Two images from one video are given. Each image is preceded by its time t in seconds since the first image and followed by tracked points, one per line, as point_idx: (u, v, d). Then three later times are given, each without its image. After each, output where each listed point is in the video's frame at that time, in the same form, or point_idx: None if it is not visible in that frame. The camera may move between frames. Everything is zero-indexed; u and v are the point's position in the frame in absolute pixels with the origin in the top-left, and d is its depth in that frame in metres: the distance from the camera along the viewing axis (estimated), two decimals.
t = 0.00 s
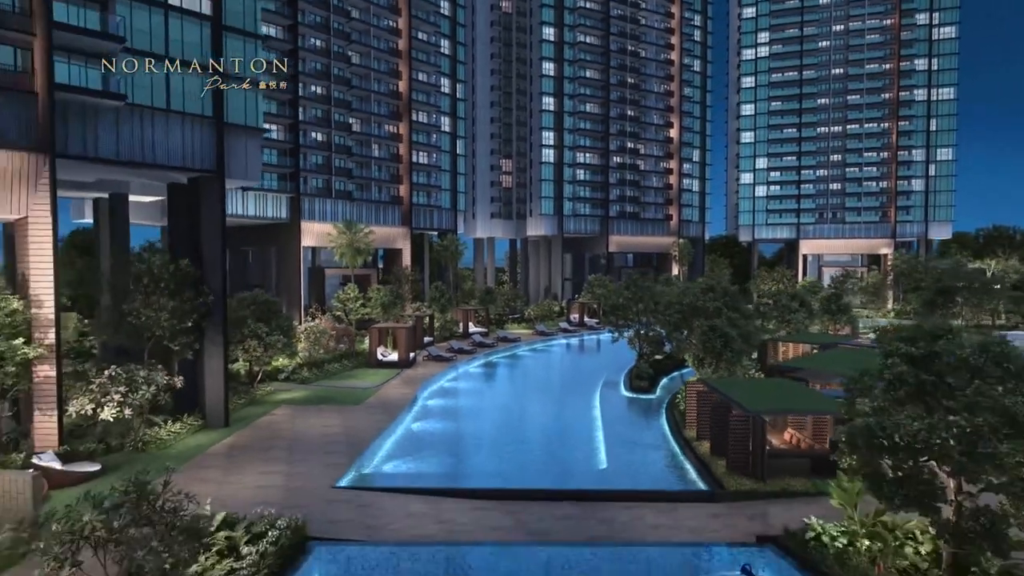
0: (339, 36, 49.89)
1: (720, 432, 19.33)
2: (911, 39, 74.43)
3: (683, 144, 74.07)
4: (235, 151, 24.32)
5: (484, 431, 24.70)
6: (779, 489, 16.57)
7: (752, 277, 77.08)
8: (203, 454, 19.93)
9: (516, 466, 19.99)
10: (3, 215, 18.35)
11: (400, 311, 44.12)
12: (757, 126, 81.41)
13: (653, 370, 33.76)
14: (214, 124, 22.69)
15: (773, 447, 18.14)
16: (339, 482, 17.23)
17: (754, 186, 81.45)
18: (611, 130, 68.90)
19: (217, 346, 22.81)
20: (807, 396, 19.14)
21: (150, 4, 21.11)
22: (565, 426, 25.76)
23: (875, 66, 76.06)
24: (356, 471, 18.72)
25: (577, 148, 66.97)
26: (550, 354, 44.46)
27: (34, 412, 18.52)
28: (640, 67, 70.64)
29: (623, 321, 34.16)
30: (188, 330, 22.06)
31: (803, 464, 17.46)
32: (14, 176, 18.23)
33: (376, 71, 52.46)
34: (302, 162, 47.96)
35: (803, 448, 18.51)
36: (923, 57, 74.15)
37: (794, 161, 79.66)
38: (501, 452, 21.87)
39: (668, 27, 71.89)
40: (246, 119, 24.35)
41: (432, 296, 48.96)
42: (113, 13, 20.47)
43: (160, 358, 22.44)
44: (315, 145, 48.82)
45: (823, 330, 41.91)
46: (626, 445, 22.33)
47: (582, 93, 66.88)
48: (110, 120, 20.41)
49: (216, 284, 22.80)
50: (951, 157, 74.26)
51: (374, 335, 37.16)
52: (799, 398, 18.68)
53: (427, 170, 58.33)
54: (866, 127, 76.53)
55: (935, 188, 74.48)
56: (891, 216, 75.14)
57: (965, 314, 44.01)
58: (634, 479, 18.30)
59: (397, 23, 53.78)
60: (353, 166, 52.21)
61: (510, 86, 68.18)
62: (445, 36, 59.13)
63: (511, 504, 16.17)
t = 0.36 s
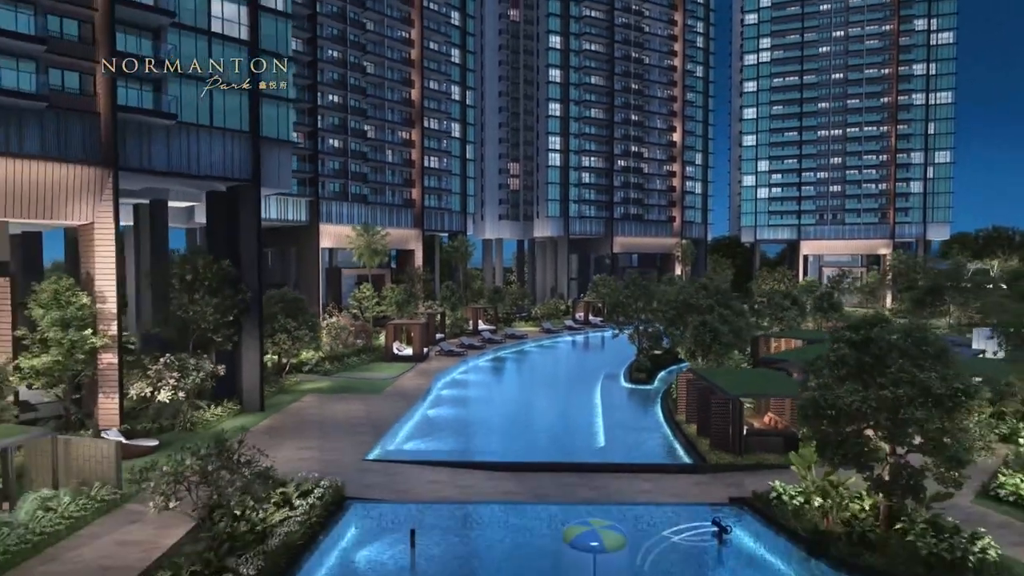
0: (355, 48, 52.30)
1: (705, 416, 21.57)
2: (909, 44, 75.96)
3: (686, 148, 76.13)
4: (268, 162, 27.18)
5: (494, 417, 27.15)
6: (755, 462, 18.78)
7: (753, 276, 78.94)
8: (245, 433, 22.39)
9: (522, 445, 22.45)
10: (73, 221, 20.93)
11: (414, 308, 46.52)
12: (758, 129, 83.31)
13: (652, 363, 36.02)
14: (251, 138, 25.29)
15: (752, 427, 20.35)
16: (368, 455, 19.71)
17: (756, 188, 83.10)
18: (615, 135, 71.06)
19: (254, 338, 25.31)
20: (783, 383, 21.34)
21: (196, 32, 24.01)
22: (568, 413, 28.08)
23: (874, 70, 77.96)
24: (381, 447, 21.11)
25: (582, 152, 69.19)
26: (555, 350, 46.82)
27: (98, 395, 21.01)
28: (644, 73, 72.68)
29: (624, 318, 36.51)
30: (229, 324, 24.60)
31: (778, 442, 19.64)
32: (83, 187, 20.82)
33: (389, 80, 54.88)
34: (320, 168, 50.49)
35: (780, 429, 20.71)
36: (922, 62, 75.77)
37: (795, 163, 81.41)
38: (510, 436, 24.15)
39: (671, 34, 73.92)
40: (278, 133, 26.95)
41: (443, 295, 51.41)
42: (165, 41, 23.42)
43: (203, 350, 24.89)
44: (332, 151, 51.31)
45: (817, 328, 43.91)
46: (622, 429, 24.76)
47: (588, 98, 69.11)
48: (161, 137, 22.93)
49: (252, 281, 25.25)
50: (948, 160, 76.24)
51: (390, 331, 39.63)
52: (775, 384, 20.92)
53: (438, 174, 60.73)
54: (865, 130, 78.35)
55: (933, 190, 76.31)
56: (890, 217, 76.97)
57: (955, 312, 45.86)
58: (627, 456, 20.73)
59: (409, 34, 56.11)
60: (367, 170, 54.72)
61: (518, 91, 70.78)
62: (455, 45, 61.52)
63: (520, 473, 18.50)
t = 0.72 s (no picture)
0: (368, 58, 54.60)
1: (692, 401, 23.95)
2: (905, 49, 78.00)
3: (687, 151, 78.26)
4: (296, 170, 29.82)
5: (501, 406, 29.64)
6: (734, 440, 21.12)
7: (753, 276, 80.99)
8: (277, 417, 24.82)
9: (527, 428, 24.96)
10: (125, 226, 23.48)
11: (425, 307, 48.99)
12: (758, 133, 85.36)
13: (649, 358, 38.36)
14: (281, 150, 27.71)
15: (734, 411, 22.75)
16: (390, 434, 22.23)
17: (756, 190, 85.34)
18: (618, 139, 73.26)
19: (283, 331, 27.79)
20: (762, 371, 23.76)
21: (233, 55, 26.69)
22: (570, 403, 30.52)
23: (870, 76, 79.97)
24: (401, 428, 23.55)
25: (586, 156, 71.48)
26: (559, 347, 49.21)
27: (149, 381, 23.48)
28: (646, 79, 74.79)
29: (623, 316, 38.87)
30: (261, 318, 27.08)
31: (756, 423, 22.02)
32: (134, 195, 23.35)
33: (400, 88, 57.28)
34: (335, 172, 52.93)
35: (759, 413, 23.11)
36: (918, 68, 77.72)
37: (794, 166, 83.10)
38: (515, 421, 26.62)
39: (673, 41, 76.02)
40: (305, 144, 29.67)
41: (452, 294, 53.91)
42: (206, 64, 26.21)
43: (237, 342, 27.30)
44: (347, 157, 53.83)
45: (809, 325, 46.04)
46: (618, 416, 27.23)
47: (591, 104, 71.35)
48: (202, 150, 25.45)
49: (282, 279, 27.84)
50: (944, 163, 78.00)
51: (403, 328, 42.11)
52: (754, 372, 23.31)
53: (447, 178, 62.97)
54: (862, 134, 80.30)
55: (929, 192, 78.14)
56: (887, 219, 78.87)
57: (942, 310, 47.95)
58: (621, 437, 23.21)
59: (420, 44, 58.51)
60: (380, 175, 57.21)
61: (524, 97, 73.49)
62: (464, 54, 63.88)
63: (526, 450, 20.93)
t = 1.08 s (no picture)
0: (380, 68, 56.99)
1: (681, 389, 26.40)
2: (901, 55, 80.07)
3: (688, 155, 80.41)
4: (318, 177, 32.39)
5: (507, 397, 32.14)
6: (717, 422, 23.51)
7: (752, 276, 83.14)
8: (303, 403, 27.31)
9: (531, 415, 27.50)
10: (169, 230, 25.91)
11: (434, 305, 51.45)
12: (758, 136, 87.57)
13: (647, 353, 40.65)
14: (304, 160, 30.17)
15: (718, 397, 25.15)
16: (407, 417, 24.77)
17: (756, 192, 87.48)
18: (620, 143, 75.55)
19: (307, 325, 30.30)
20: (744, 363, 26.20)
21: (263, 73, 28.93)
22: (570, 395, 32.97)
23: (867, 80, 81.94)
24: (416, 413, 25.96)
25: (589, 159, 73.83)
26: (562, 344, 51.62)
27: (189, 371, 25.89)
28: (647, 85, 77.06)
29: (621, 313, 41.20)
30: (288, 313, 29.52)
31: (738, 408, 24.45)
32: (177, 202, 25.74)
33: (411, 96, 59.70)
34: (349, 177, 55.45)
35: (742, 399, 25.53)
36: (913, 72, 79.62)
37: (792, 168, 85.45)
38: (520, 409, 29.15)
39: (673, 47, 78.21)
40: (325, 153, 32.39)
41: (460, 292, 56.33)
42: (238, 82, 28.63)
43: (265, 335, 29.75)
44: (360, 162, 56.31)
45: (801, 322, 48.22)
46: (615, 406, 29.71)
47: (594, 109, 73.72)
48: (235, 161, 27.96)
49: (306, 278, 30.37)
50: (939, 165, 79.56)
51: (414, 324, 44.59)
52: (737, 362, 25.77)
53: (455, 181, 65.73)
54: (859, 137, 82.32)
55: (924, 194, 79.90)
56: (883, 220, 80.88)
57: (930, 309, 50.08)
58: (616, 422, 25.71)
59: (429, 53, 60.93)
60: (391, 179, 59.76)
61: (528, 103, 75.60)
62: (471, 62, 66.23)
63: (530, 431, 23.28)
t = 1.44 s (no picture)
0: (390, 76, 59.25)
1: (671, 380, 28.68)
2: (898, 59, 81.62)
3: (689, 157, 82.41)
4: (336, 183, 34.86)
5: (511, 390, 34.58)
6: (704, 408, 25.83)
7: (752, 275, 85.15)
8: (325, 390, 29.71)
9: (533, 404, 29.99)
10: (202, 232, 28.27)
11: (442, 302, 53.82)
12: (758, 139, 89.69)
13: (644, 347, 42.89)
14: (324, 167, 32.56)
15: (706, 386, 27.46)
16: (420, 404, 27.28)
17: (756, 194, 89.44)
18: (623, 146, 77.73)
19: (327, 321, 32.72)
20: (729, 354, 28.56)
21: (287, 88, 31.27)
22: (571, 388, 35.36)
23: (865, 84, 83.72)
24: (427, 401, 28.21)
25: (592, 163, 76.01)
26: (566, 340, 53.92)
27: (220, 362, 28.21)
28: (648, 90, 79.14)
29: (620, 310, 43.50)
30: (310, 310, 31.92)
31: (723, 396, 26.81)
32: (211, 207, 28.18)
33: (420, 102, 61.97)
34: (361, 181, 57.94)
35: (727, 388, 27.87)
36: (910, 77, 81.38)
37: (792, 170, 87.53)
38: (524, 400, 31.64)
39: (674, 53, 80.26)
40: (343, 161, 34.84)
41: (467, 291, 58.69)
42: (265, 98, 30.77)
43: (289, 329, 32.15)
44: (372, 166, 58.75)
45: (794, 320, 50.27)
46: (612, 396, 32.12)
47: (597, 114, 76.03)
48: (262, 169, 30.36)
49: (326, 278, 32.81)
50: (935, 168, 81.51)
51: (424, 321, 46.95)
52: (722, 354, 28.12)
53: (462, 184, 67.99)
54: (857, 140, 84.13)
55: (920, 195, 81.88)
56: (880, 221, 82.82)
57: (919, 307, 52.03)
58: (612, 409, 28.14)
59: (437, 61, 63.27)
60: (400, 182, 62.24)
61: (533, 107, 77.65)
62: (477, 69, 68.56)
63: (533, 415, 25.58)
